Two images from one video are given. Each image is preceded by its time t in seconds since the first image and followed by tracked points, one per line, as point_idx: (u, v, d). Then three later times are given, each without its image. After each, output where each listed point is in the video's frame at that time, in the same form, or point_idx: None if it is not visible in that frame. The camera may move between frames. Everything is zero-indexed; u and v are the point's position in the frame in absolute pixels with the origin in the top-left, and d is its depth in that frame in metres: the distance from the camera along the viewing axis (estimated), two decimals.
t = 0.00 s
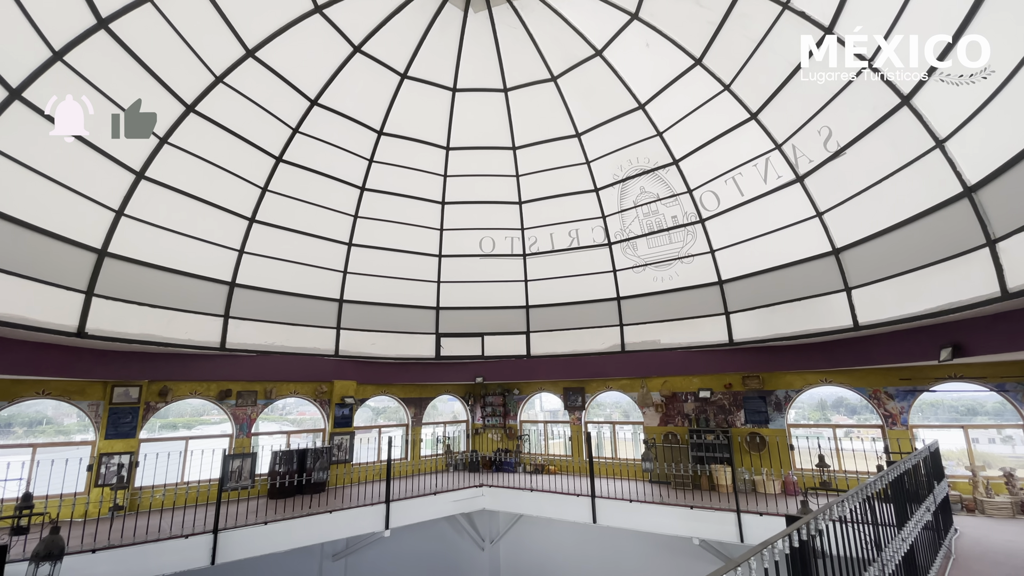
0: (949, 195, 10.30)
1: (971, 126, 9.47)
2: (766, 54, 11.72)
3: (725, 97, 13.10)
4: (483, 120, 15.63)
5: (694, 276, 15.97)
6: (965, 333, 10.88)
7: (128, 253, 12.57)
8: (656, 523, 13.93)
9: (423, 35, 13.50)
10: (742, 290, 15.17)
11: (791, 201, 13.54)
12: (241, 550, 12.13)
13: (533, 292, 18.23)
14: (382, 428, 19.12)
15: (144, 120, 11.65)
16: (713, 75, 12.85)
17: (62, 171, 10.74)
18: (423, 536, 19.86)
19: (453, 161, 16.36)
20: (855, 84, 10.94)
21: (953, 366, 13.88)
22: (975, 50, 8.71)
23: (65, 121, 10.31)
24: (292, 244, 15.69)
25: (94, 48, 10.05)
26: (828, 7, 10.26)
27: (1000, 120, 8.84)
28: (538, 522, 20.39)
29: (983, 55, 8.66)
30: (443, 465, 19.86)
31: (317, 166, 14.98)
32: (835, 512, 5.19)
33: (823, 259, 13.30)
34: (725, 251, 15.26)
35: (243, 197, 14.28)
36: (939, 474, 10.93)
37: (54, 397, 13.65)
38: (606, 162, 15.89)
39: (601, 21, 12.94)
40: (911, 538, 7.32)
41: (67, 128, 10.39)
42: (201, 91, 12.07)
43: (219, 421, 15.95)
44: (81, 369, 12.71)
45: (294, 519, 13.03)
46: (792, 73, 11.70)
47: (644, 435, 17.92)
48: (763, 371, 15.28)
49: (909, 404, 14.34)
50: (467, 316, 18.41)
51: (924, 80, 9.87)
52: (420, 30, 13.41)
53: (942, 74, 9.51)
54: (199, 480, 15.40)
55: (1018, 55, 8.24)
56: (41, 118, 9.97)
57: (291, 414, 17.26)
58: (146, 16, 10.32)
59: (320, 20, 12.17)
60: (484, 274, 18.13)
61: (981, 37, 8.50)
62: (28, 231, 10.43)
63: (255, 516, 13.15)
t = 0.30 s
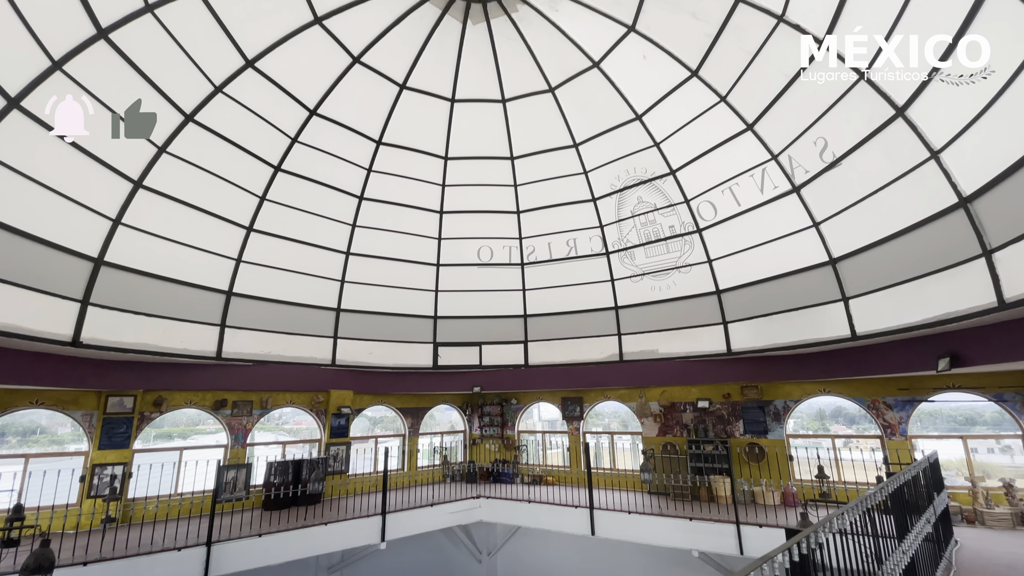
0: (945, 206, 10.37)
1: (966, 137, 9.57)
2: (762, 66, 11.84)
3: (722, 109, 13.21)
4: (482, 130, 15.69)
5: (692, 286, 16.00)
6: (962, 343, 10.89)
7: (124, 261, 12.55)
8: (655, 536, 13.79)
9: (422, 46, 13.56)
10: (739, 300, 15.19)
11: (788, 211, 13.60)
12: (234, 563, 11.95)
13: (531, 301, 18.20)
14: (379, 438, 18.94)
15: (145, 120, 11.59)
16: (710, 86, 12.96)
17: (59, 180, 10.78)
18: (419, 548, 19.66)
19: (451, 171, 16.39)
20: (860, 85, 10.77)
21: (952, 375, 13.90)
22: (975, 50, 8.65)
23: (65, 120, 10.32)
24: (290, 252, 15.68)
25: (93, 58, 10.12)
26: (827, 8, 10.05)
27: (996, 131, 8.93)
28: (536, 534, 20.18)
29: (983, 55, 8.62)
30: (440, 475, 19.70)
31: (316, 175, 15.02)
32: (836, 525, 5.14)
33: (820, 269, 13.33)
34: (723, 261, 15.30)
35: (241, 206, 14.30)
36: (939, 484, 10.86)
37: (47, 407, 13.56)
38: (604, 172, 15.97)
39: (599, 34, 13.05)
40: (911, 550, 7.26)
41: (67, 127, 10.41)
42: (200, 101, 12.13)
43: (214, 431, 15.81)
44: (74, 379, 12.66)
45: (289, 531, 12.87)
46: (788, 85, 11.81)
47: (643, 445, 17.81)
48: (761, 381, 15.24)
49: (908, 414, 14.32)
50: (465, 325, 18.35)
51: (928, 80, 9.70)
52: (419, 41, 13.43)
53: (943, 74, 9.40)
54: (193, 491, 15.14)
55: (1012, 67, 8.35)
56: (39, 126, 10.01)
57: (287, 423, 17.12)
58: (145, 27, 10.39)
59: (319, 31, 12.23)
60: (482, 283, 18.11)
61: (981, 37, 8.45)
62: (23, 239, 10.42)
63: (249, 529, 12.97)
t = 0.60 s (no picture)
0: (940, 219, 10.46)
1: (959, 151, 9.70)
2: (757, 82, 12.01)
3: (718, 123, 13.36)
4: (481, 144, 15.81)
5: (690, 299, 16.03)
6: (960, 356, 10.91)
7: (122, 273, 12.57)
8: (655, 551, 13.64)
9: (422, 61, 13.68)
10: (737, 312, 15.20)
11: (784, 224, 13.68)
12: None
13: (529, 313, 18.19)
14: (376, 451, 18.78)
15: (145, 120, 11.51)
16: (706, 102, 13.12)
17: (59, 193, 10.86)
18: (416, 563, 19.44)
19: (450, 184, 16.48)
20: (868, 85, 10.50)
21: (950, 389, 13.90)
22: (975, 51, 8.49)
23: (64, 119, 10.29)
24: (289, 264, 15.71)
25: (95, 72, 10.24)
26: (826, 9, 9.92)
27: (990, 145, 9.06)
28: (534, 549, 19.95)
29: (983, 56, 8.47)
30: (438, 489, 19.54)
31: (316, 188, 15.10)
32: (836, 539, 5.09)
33: (818, 281, 13.38)
34: (720, 273, 15.36)
35: (241, 218, 14.37)
36: (939, 498, 10.81)
37: (41, 420, 13.41)
38: (602, 186, 16.09)
39: (596, 50, 13.22)
40: (912, 565, 7.18)
41: (67, 127, 10.42)
42: (202, 115, 12.24)
43: (209, 444, 15.66)
44: (71, 391, 12.61)
45: (283, 547, 12.68)
46: (783, 100, 11.98)
47: (642, 459, 17.68)
48: (760, 394, 15.20)
49: (907, 427, 14.27)
50: (463, 337, 18.30)
51: (932, 80, 9.47)
52: (419, 56, 13.54)
53: (948, 77, 9.19)
54: (188, 506, 14.97)
55: (1001, 86, 8.49)
56: (41, 140, 10.13)
57: (283, 436, 16.96)
58: (148, 42, 10.51)
59: (320, 47, 12.35)
60: (481, 295, 18.13)
61: (981, 37, 8.29)
62: (21, 251, 10.44)
63: (243, 544, 12.78)
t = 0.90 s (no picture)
0: (936, 233, 10.55)
1: (953, 166, 9.83)
2: (753, 98, 12.19)
3: (714, 138, 13.53)
4: (480, 158, 15.96)
5: (688, 311, 16.05)
6: (959, 369, 10.93)
7: (122, 286, 12.61)
8: (656, 567, 13.47)
9: (423, 78, 13.87)
10: (736, 325, 15.22)
11: (782, 237, 13.77)
12: None
13: (529, 326, 18.17)
14: (374, 465, 18.63)
15: (145, 119, 11.40)
16: (703, 117, 13.30)
17: (61, 207, 10.95)
18: None
19: (450, 197, 16.59)
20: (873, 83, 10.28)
21: (949, 403, 13.87)
22: (975, 50, 8.43)
23: (64, 119, 10.15)
24: (289, 277, 15.76)
25: (101, 88, 10.39)
26: (826, 9, 9.80)
27: (984, 161, 9.19)
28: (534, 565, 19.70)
29: (984, 55, 8.41)
30: (436, 504, 19.37)
31: (317, 201, 15.21)
32: (838, 555, 5.04)
33: (816, 294, 13.43)
34: (719, 286, 15.40)
35: (241, 231, 14.46)
36: (942, 514, 10.73)
37: (37, 433, 13.34)
38: (600, 199, 16.21)
39: (594, 66, 13.41)
40: None
41: (67, 127, 10.29)
42: (205, 129, 12.39)
43: (205, 458, 15.52)
44: (68, 405, 12.56)
45: (279, 563, 12.51)
46: (778, 115, 12.15)
47: (642, 473, 17.55)
48: (759, 407, 15.15)
49: (908, 441, 14.22)
50: (463, 349, 18.25)
51: (933, 81, 9.37)
52: (420, 73, 13.74)
53: (949, 78, 9.09)
54: (183, 521, 14.83)
55: (993, 103, 8.69)
56: (45, 153, 10.24)
57: (280, 450, 16.82)
58: (153, 58, 10.67)
59: (322, 63, 12.53)
60: (480, 307, 18.13)
61: (981, 37, 8.21)
62: (21, 262, 10.45)
63: (239, 560, 12.61)
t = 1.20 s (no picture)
0: (933, 247, 10.64)
1: (949, 180, 9.96)
2: (749, 113, 12.36)
3: (712, 152, 13.68)
4: (480, 172, 16.09)
5: (688, 324, 16.07)
6: (959, 382, 10.94)
7: (123, 298, 12.66)
8: None
9: (424, 93, 14.03)
10: (736, 338, 15.22)
11: (779, 251, 13.85)
12: None
13: (529, 338, 18.15)
14: (372, 479, 18.47)
15: (144, 120, 11.26)
16: (701, 132, 13.46)
17: (64, 219, 11.05)
18: None
19: (450, 210, 16.70)
20: (877, 82, 10.09)
21: (950, 416, 13.81)
22: (975, 51, 8.34)
23: (65, 119, 10.06)
24: (289, 289, 15.82)
25: (106, 103, 10.55)
26: (827, 7, 9.69)
27: (980, 174, 9.31)
28: None
29: (984, 55, 8.30)
30: (434, 520, 19.20)
31: (318, 214, 15.32)
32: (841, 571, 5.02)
33: (815, 307, 13.46)
34: (718, 299, 15.44)
35: (242, 244, 14.54)
36: (945, 528, 10.66)
37: (35, 446, 13.23)
38: (599, 212, 16.32)
39: (592, 82, 13.61)
40: None
41: (67, 128, 10.18)
42: (208, 143, 12.56)
43: (202, 471, 15.41)
44: (66, 418, 12.52)
45: None
46: (775, 130, 12.30)
47: (643, 487, 17.40)
48: (760, 420, 15.07)
49: (910, 455, 14.14)
50: (463, 362, 18.22)
51: (936, 81, 9.24)
52: (420, 89, 13.92)
53: (951, 78, 9.00)
54: (179, 535, 14.68)
55: (986, 118, 8.87)
56: (50, 167, 10.39)
57: (277, 463, 16.68)
58: (158, 74, 10.84)
59: (325, 79, 12.71)
60: (480, 320, 18.13)
61: (982, 37, 8.12)
62: (21, 275, 10.48)
63: None
